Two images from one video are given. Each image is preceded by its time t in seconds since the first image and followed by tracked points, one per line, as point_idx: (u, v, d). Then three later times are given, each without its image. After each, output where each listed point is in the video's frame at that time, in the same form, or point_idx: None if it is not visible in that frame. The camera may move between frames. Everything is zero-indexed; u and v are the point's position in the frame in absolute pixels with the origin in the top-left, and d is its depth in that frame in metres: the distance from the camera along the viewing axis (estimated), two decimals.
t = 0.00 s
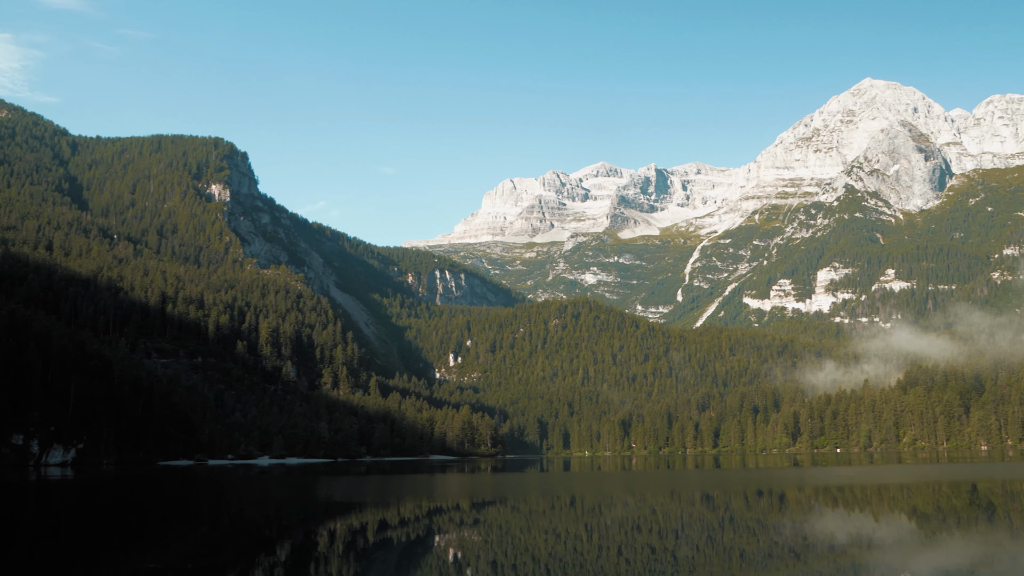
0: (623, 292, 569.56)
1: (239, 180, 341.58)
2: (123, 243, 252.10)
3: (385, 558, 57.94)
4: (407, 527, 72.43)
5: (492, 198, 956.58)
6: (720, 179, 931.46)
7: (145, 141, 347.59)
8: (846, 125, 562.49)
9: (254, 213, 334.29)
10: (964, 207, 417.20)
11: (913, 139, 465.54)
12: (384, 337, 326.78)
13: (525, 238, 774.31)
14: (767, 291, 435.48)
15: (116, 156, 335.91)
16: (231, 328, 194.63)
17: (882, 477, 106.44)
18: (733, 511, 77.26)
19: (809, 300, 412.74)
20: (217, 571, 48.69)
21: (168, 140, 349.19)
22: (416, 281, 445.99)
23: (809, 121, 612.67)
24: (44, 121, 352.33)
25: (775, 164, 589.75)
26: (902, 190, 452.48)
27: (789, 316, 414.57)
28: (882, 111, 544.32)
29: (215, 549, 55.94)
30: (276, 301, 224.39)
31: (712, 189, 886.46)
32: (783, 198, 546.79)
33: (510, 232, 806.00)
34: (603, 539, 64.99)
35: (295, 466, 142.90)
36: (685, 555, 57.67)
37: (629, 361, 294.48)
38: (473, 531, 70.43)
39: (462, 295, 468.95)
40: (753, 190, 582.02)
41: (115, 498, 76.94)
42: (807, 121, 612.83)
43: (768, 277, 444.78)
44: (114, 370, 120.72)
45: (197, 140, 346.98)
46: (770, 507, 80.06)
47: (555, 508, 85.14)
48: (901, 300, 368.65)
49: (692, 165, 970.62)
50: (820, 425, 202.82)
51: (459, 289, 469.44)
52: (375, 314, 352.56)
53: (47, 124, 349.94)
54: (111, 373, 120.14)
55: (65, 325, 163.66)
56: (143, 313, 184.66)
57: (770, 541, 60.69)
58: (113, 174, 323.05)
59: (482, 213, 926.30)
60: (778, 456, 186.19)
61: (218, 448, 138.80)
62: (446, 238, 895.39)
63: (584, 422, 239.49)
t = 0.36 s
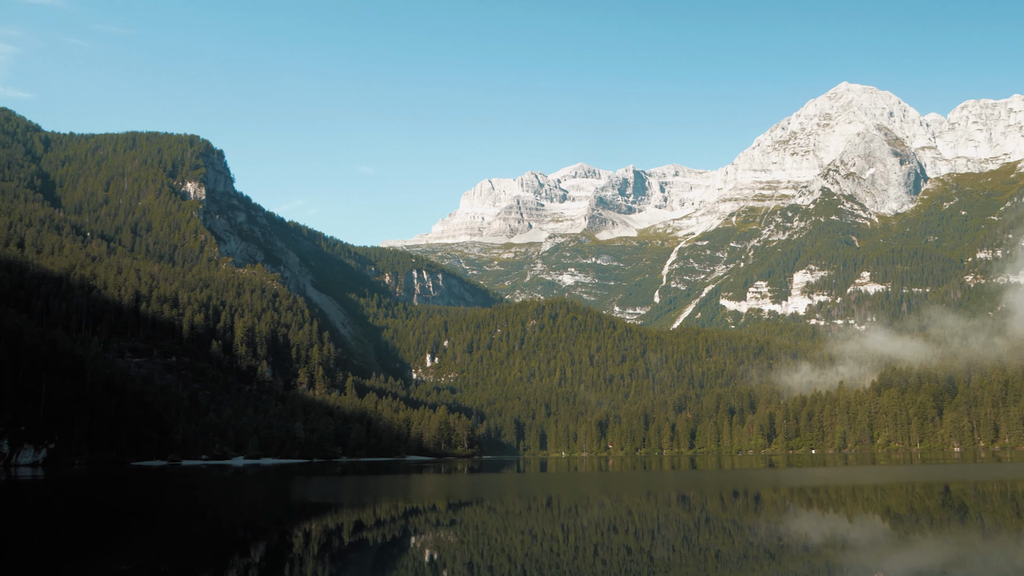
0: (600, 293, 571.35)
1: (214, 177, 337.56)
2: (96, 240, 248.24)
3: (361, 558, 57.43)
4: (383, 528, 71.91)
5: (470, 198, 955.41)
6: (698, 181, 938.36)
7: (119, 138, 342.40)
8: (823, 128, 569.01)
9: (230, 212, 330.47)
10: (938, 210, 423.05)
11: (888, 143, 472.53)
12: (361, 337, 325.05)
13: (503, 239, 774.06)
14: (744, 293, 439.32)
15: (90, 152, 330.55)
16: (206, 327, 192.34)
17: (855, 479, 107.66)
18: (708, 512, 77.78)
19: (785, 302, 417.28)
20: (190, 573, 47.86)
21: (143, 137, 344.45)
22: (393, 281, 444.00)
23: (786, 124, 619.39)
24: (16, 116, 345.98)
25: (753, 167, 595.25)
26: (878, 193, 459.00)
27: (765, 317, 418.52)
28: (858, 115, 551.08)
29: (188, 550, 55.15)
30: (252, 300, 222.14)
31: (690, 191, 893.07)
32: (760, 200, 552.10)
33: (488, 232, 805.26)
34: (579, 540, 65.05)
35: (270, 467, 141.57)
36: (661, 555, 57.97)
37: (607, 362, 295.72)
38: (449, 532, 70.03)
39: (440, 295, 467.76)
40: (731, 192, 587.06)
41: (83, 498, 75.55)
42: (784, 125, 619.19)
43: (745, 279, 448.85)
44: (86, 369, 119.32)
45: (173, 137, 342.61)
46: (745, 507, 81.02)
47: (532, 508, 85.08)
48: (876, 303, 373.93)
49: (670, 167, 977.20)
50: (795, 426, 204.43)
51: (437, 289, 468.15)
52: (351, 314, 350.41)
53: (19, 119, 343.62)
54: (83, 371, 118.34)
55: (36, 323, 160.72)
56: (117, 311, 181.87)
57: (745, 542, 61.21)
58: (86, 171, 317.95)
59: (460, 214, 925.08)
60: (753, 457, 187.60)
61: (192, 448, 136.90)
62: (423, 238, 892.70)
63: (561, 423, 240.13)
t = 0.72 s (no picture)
0: (578, 293, 572.72)
1: (190, 176, 332.76)
2: (69, 238, 244.18)
3: (337, 560, 57.04)
4: (358, 529, 71.36)
5: (448, 199, 953.24)
6: (675, 183, 944.68)
7: (93, 135, 337.19)
8: (799, 131, 575.01)
9: (206, 211, 326.13)
10: (913, 213, 429.28)
11: (864, 146, 479.11)
12: (338, 337, 323.06)
13: (481, 239, 773.19)
14: (721, 294, 442.99)
15: (63, 150, 325.36)
16: (181, 327, 189.81)
17: (831, 480, 109.00)
18: (685, 512, 78.27)
19: (761, 304, 421.30)
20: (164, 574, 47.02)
21: (118, 134, 339.67)
22: (370, 281, 441.59)
23: (764, 127, 625.23)
24: None
25: (730, 169, 600.35)
26: (854, 196, 465.18)
27: (742, 319, 422.31)
28: (835, 119, 556.94)
29: (161, 552, 54.39)
30: (228, 300, 219.64)
31: (667, 193, 897.16)
32: (737, 202, 556.95)
33: (466, 233, 803.90)
34: (556, 540, 65.20)
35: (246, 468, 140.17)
36: (638, 556, 58.05)
37: (584, 363, 296.53)
38: (426, 533, 69.66)
39: (417, 296, 466.08)
40: (708, 194, 591.72)
41: (53, 499, 74.33)
42: (761, 127, 624.57)
43: (721, 280, 452.55)
44: (59, 369, 118.26)
45: (148, 135, 337.84)
46: (721, 508, 81.66)
47: (509, 510, 84.95)
48: (851, 305, 378.59)
49: (648, 169, 981.90)
50: (771, 427, 206.29)
51: (414, 290, 466.38)
52: (328, 314, 347.91)
53: None
54: (56, 372, 117.42)
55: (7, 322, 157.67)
56: (90, 310, 178.95)
57: (721, 543, 61.49)
58: (59, 169, 312.75)
59: (438, 214, 922.99)
60: (730, 458, 189.19)
61: (166, 449, 135.14)
62: (401, 238, 889.84)
63: (538, 424, 240.39)
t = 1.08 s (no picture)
0: (556, 294, 573.63)
1: (165, 175, 327.38)
2: (40, 237, 239.85)
3: (313, 561, 56.56)
4: (335, 531, 70.74)
5: (426, 199, 950.67)
6: (652, 184, 950.15)
7: (67, 133, 332.12)
8: (775, 134, 580.63)
9: (181, 210, 321.80)
10: (888, 216, 435.60)
11: (840, 149, 484.63)
12: (314, 338, 320.59)
13: (459, 240, 771.84)
14: (698, 296, 446.40)
15: (36, 147, 320.30)
16: (155, 327, 187.28)
17: (805, 480, 110.14)
18: (661, 513, 78.54)
19: (738, 305, 424.91)
20: None
21: (92, 132, 334.84)
22: (347, 281, 438.87)
23: (740, 129, 630.52)
24: None
25: (708, 171, 605.84)
26: (829, 199, 471.07)
27: (718, 321, 425.85)
28: (811, 122, 562.85)
29: (134, 554, 53.58)
30: (203, 300, 217.03)
31: (645, 195, 902.79)
32: (714, 204, 561.61)
33: (443, 233, 801.73)
34: (532, 541, 65.24)
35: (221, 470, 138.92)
36: (614, 557, 58.26)
37: (561, 364, 297.03)
38: (403, 534, 69.25)
39: (395, 296, 464.10)
40: (685, 196, 596.14)
41: (23, 500, 73.09)
42: (738, 130, 630.25)
43: (698, 282, 455.91)
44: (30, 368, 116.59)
45: (123, 133, 333.14)
46: (697, 509, 81.96)
47: (485, 511, 84.69)
48: (827, 307, 382.78)
49: (626, 170, 986.66)
50: (747, 428, 208.18)
51: (391, 290, 464.36)
52: (304, 314, 345.29)
53: None
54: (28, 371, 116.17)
55: None
56: (63, 310, 175.81)
57: (697, 543, 61.89)
58: (31, 166, 307.50)
59: (415, 215, 919.96)
60: (706, 459, 190.55)
61: (140, 450, 133.63)
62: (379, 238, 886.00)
63: (515, 425, 240.35)
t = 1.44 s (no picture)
0: (532, 295, 574.05)
1: (140, 174, 321.57)
2: (9, 236, 235.18)
3: (286, 563, 55.81)
4: (309, 532, 70.01)
5: (403, 199, 946.97)
6: (629, 186, 955.18)
7: (39, 131, 326.95)
8: (751, 137, 586.13)
9: (156, 209, 316.99)
10: (861, 219, 441.65)
11: (814, 152, 490.28)
12: (290, 338, 317.73)
13: (436, 240, 769.70)
14: (674, 297, 449.59)
15: (7, 145, 314.97)
16: (128, 327, 184.41)
17: (779, 481, 111.54)
18: (637, 514, 78.81)
19: (713, 307, 428.48)
20: None
21: (65, 130, 330.07)
22: (323, 281, 435.62)
23: (716, 132, 636.05)
24: None
25: (684, 173, 610.57)
26: (803, 202, 476.71)
27: (693, 322, 429.12)
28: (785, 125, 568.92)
29: (105, 556, 52.60)
30: (177, 300, 214.26)
31: (622, 197, 907.26)
32: (690, 206, 566.00)
33: (420, 234, 798.89)
34: (508, 542, 65.14)
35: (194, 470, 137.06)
36: (590, 557, 58.32)
37: (537, 365, 297.31)
38: (378, 536, 68.67)
39: (371, 297, 461.59)
40: (662, 198, 600.16)
41: None
42: (714, 133, 635.50)
43: (674, 284, 459.15)
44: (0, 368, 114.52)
45: (97, 132, 328.08)
46: (671, 510, 82.15)
47: (461, 512, 84.30)
48: (801, 309, 386.93)
49: (603, 171, 990.56)
50: (722, 429, 210.00)
51: (368, 291, 461.83)
52: (279, 314, 341.96)
53: None
54: None
55: None
56: (34, 309, 172.24)
57: (672, 543, 62.24)
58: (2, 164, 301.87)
59: (392, 215, 915.99)
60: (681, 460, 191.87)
61: (112, 452, 131.83)
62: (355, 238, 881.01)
63: (491, 426, 240.09)
